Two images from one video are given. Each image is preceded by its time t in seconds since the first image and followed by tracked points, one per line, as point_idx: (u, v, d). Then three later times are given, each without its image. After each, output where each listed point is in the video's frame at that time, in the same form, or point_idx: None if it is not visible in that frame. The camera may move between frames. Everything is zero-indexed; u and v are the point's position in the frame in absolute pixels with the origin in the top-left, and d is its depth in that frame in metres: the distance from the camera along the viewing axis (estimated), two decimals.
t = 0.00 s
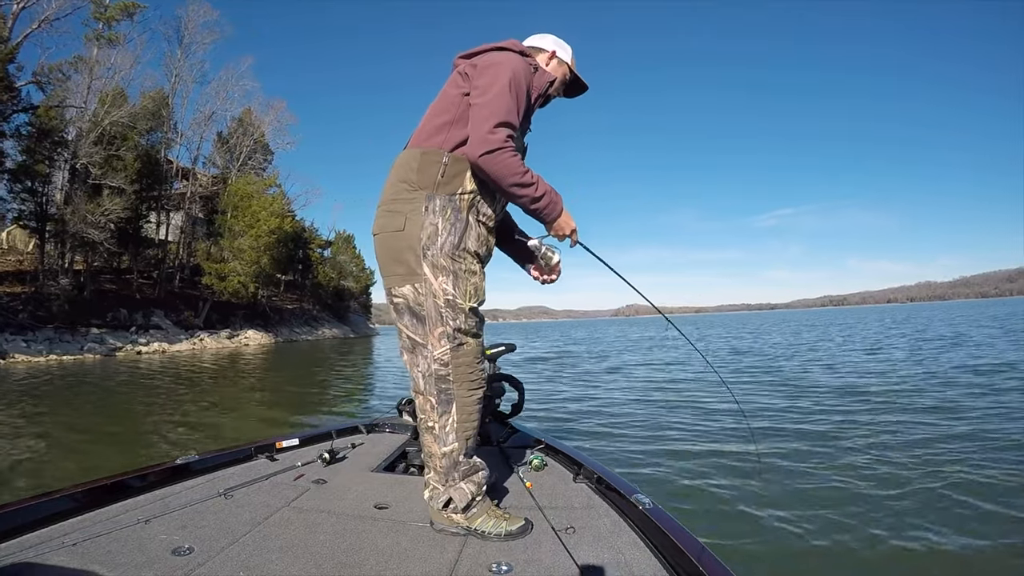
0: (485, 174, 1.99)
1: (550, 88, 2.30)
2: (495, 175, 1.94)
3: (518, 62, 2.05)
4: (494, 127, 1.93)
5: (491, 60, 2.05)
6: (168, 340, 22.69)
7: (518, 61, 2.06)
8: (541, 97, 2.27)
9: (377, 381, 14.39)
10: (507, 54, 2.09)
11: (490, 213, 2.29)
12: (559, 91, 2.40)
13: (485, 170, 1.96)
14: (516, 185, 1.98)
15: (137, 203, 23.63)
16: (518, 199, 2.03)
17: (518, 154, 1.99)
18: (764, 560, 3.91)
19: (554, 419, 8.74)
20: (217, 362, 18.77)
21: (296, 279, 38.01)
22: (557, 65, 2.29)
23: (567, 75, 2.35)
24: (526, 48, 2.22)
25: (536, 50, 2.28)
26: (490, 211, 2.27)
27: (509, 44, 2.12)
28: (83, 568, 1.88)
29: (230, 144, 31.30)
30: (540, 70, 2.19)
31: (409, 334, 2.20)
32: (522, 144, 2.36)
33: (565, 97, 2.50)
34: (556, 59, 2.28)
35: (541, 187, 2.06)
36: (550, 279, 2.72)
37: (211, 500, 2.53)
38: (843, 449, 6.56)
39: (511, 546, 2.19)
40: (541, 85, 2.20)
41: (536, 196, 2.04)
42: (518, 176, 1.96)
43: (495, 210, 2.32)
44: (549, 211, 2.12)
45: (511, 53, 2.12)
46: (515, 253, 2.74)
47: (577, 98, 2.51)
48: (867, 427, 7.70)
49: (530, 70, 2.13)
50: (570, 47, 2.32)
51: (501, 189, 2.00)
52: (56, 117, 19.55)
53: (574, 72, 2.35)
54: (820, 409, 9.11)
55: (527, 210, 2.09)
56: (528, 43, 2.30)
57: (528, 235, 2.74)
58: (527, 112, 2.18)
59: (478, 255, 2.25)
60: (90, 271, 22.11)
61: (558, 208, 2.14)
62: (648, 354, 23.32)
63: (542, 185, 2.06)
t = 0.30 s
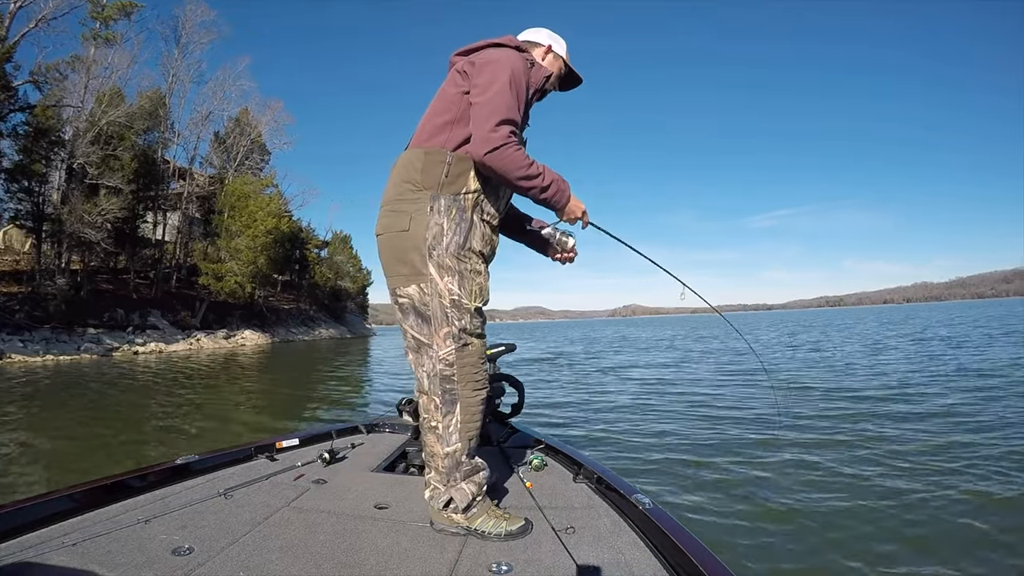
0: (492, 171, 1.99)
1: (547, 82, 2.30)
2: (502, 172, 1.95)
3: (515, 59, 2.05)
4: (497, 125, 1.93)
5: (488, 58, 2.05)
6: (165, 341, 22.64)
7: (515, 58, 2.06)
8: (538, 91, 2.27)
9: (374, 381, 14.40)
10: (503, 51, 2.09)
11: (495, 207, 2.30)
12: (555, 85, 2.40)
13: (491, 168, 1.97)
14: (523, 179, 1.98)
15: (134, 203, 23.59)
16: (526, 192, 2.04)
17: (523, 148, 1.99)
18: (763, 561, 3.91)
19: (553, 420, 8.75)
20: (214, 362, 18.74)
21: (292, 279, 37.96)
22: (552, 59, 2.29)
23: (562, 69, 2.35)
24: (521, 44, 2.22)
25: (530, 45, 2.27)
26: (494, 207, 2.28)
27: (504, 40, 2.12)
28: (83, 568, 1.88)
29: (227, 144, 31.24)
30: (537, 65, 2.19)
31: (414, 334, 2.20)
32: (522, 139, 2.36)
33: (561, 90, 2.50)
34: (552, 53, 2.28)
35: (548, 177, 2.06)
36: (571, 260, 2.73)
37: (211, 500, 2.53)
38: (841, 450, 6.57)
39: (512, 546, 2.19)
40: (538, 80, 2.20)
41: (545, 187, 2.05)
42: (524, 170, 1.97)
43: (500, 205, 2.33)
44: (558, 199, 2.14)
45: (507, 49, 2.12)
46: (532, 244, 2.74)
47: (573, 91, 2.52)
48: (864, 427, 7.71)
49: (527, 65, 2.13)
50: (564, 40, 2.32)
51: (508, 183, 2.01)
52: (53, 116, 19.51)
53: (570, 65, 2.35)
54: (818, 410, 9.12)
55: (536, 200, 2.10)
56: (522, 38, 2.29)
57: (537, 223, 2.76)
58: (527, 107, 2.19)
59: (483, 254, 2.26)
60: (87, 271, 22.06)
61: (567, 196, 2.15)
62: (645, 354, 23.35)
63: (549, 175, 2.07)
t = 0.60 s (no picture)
0: (495, 167, 1.99)
1: (539, 72, 2.30)
2: (505, 167, 1.95)
3: (508, 51, 2.05)
4: (496, 121, 1.93)
5: (482, 53, 2.05)
6: (162, 341, 22.60)
7: (508, 50, 2.05)
8: (532, 81, 2.27)
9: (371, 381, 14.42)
10: (496, 43, 2.09)
11: (498, 201, 2.31)
12: (547, 73, 2.40)
13: (495, 164, 1.97)
14: (527, 171, 1.99)
15: (130, 203, 23.53)
16: (530, 182, 2.05)
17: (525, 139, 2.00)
18: (761, 560, 3.92)
19: (551, 420, 8.76)
20: (211, 361, 18.72)
21: (289, 279, 37.92)
22: (544, 48, 2.29)
23: (553, 56, 2.35)
24: (512, 35, 2.21)
25: (521, 34, 2.27)
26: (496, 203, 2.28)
27: (494, 33, 2.12)
28: (83, 569, 1.87)
29: (224, 144, 31.18)
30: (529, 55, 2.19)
31: (418, 334, 2.20)
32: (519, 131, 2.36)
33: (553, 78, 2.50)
34: (542, 42, 2.28)
35: (551, 165, 2.07)
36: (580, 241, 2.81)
37: (211, 500, 2.53)
38: (839, 450, 6.58)
39: (512, 546, 2.19)
40: (531, 71, 2.20)
41: (549, 175, 2.07)
42: (527, 162, 1.98)
43: (502, 198, 2.34)
44: (562, 184, 2.16)
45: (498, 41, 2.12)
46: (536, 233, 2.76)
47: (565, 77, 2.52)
48: (862, 427, 7.74)
49: (520, 56, 2.12)
50: (554, 27, 2.32)
51: (513, 176, 2.02)
52: (50, 115, 19.47)
53: (561, 52, 2.35)
54: (816, 410, 9.13)
55: (542, 188, 2.11)
56: (511, 29, 2.28)
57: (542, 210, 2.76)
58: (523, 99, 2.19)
59: (487, 253, 2.26)
60: (83, 271, 21.99)
61: (571, 180, 2.16)
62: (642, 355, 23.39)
63: (552, 162, 2.08)
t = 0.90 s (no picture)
0: (492, 164, 2.00)
1: (530, 65, 2.28)
2: (501, 164, 1.96)
3: (498, 47, 2.04)
4: (489, 119, 1.93)
5: (472, 50, 2.04)
6: (158, 341, 22.55)
7: (497, 46, 2.04)
8: (523, 74, 2.26)
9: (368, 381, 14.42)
10: (486, 39, 2.08)
11: (496, 196, 2.31)
12: (539, 64, 2.38)
13: (491, 162, 1.97)
14: (524, 164, 1.99)
15: (127, 203, 23.47)
16: (528, 174, 2.05)
17: (520, 134, 2.00)
18: (760, 559, 3.93)
19: (549, 420, 8.77)
20: (207, 362, 18.68)
21: (285, 279, 37.87)
22: (534, 39, 2.27)
23: (544, 47, 2.33)
24: (500, 29, 2.19)
25: (509, 27, 2.25)
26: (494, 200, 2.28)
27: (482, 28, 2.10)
28: (83, 568, 1.87)
29: (220, 143, 31.11)
30: (519, 49, 2.17)
31: (417, 335, 2.20)
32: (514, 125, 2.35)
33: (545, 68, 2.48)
34: (532, 33, 2.26)
35: (548, 155, 2.07)
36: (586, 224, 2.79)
37: (211, 500, 2.52)
38: (837, 449, 6.60)
39: (512, 546, 2.19)
40: (521, 64, 2.18)
41: (547, 165, 2.07)
42: (524, 157, 1.97)
43: (500, 193, 2.34)
44: (561, 171, 2.17)
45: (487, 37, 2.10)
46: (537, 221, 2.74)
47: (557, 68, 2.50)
48: (861, 427, 7.76)
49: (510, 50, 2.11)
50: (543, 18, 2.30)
51: (510, 171, 2.02)
52: (46, 115, 19.42)
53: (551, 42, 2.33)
54: (814, 410, 9.15)
55: (541, 177, 2.11)
56: (500, 22, 2.26)
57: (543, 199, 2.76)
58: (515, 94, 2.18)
59: (486, 252, 2.26)
60: (79, 271, 21.94)
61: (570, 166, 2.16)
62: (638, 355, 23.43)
63: (549, 150, 2.08)
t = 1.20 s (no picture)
0: (486, 161, 1.99)
1: (524, 61, 2.28)
2: (496, 161, 1.95)
3: (489, 44, 2.04)
4: (481, 118, 1.93)
5: (464, 49, 2.04)
6: (155, 341, 22.53)
7: (489, 44, 2.04)
8: (517, 71, 2.25)
9: (366, 381, 14.45)
10: (476, 38, 2.07)
11: (493, 194, 2.31)
12: (532, 60, 2.37)
13: (485, 159, 1.97)
14: (518, 160, 1.99)
15: (124, 203, 23.43)
16: (524, 167, 2.05)
17: (514, 130, 2.00)
18: (759, 559, 3.94)
19: (546, 420, 8.79)
20: (203, 362, 18.66)
21: (282, 279, 37.84)
22: (526, 35, 2.26)
23: (538, 43, 2.33)
24: (493, 25, 2.19)
25: (502, 23, 2.24)
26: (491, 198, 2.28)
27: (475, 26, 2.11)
28: (83, 568, 1.86)
29: (217, 143, 31.05)
30: (511, 45, 2.17)
31: (417, 336, 2.20)
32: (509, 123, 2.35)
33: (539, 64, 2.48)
34: (525, 29, 2.25)
35: (543, 148, 2.06)
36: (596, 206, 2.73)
37: (211, 500, 2.52)
38: (837, 450, 6.61)
39: (512, 545, 2.19)
40: (515, 61, 2.18)
41: (543, 158, 2.07)
42: (518, 153, 1.97)
43: (497, 190, 2.34)
44: (557, 163, 2.17)
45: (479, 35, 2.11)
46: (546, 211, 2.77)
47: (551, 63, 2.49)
48: (860, 427, 7.77)
49: (503, 48, 2.10)
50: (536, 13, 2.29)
51: (505, 167, 2.02)
52: (43, 115, 19.39)
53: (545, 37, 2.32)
54: (813, 410, 9.17)
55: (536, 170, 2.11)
56: (492, 18, 2.26)
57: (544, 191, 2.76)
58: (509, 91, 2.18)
59: (484, 252, 2.26)
60: (75, 271, 21.92)
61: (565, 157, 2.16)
62: (635, 355, 23.46)
63: (543, 143, 2.07)
